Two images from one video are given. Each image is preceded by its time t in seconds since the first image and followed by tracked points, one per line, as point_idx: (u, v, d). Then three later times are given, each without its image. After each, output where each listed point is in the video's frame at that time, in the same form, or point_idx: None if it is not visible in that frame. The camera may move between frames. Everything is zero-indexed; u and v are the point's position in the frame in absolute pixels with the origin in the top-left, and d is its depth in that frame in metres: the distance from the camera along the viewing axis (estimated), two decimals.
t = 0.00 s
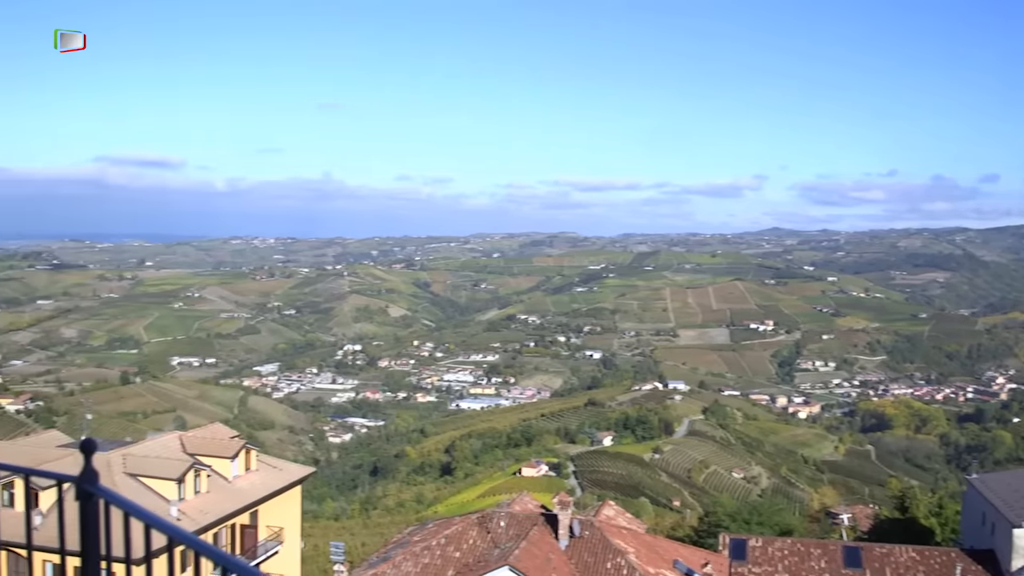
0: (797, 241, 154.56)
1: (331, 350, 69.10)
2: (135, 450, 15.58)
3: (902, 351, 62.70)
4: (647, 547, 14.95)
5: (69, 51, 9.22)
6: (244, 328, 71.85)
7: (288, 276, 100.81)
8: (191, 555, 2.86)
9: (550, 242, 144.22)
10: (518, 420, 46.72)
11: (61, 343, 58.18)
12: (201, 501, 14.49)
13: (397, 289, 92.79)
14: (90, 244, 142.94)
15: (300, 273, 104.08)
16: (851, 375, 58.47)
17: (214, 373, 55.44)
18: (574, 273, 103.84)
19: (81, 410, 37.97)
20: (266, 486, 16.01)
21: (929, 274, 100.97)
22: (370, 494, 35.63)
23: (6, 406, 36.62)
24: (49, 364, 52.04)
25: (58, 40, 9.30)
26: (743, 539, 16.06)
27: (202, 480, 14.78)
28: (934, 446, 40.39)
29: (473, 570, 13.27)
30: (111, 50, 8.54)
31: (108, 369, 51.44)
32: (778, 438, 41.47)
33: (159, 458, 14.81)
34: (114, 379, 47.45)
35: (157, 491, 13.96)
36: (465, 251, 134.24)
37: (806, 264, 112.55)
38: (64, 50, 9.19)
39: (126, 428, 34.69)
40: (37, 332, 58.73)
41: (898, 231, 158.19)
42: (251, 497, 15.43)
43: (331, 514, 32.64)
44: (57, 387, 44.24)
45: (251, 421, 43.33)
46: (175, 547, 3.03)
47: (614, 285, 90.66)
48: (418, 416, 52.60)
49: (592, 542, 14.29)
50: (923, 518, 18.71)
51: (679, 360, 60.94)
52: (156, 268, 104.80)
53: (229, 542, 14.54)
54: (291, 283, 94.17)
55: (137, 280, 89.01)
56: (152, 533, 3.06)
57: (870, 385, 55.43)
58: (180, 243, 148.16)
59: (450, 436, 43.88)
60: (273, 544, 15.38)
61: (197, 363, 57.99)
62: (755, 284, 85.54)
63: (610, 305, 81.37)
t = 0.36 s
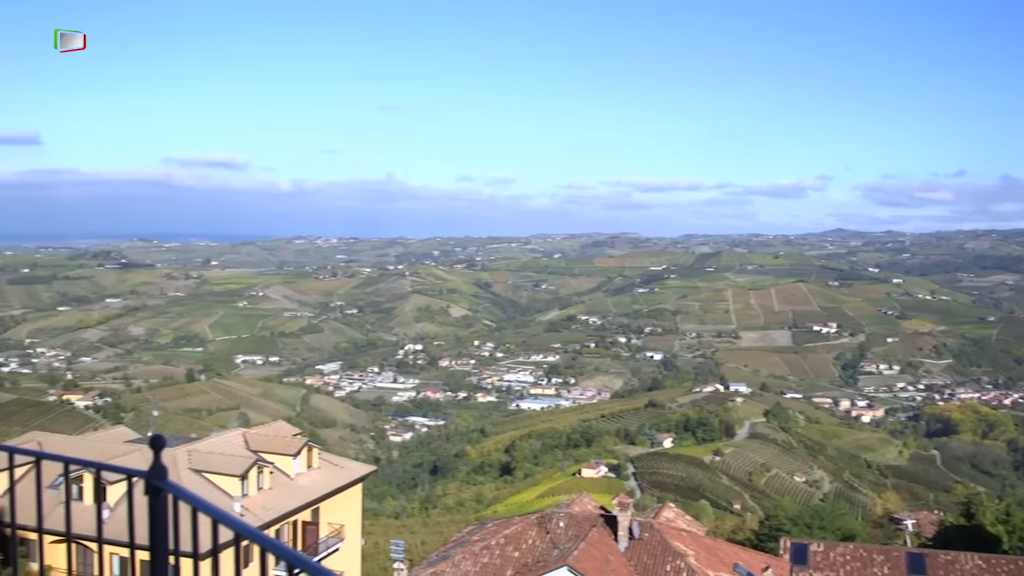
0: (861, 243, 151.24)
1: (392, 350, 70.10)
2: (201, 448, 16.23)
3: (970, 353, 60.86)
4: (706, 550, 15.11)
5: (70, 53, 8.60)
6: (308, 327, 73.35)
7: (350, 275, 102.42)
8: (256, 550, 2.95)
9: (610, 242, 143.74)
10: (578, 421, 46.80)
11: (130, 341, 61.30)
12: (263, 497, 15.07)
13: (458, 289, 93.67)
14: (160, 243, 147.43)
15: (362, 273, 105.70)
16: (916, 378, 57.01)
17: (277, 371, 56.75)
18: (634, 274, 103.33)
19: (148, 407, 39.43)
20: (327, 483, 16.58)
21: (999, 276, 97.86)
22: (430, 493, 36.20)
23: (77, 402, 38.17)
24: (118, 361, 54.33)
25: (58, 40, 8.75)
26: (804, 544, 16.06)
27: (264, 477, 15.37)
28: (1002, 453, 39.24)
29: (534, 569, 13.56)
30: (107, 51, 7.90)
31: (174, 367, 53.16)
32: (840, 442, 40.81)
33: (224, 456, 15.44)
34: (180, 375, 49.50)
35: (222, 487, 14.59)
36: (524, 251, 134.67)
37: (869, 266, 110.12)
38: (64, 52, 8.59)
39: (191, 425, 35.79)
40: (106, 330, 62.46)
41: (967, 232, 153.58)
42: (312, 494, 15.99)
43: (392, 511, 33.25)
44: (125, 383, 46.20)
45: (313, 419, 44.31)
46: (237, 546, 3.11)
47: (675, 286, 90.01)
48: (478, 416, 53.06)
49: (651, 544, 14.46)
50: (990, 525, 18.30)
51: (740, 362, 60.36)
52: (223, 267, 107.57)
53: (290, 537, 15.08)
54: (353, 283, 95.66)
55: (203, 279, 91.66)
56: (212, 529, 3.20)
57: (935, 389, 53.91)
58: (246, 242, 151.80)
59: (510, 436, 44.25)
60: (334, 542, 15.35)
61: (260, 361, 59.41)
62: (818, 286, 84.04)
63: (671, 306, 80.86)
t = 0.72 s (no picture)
0: (930, 244, 147.53)
1: (455, 349, 70.93)
2: (268, 445, 16.97)
3: None
4: (770, 554, 15.22)
5: (68, 51, 7.89)
6: (371, 326, 74.67)
7: (414, 275, 103.83)
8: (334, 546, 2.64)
9: (673, 243, 142.79)
10: (639, 422, 46.77)
11: (196, 339, 63.45)
12: (327, 494, 15.64)
13: (521, 289, 94.19)
14: (228, 242, 151.90)
15: (425, 273, 107.05)
16: (987, 382, 55.18)
17: (341, 369, 57.93)
18: (697, 275, 102.43)
19: (214, 404, 40.82)
20: (389, 481, 17.14)
21: None
22: (491, 492, 36.69)
23: (147, 398, 39.71)
24: (186, 358, 56.21)
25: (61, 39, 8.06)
26: (870, 549, 15.99)
27: (328, 474, 15.95)
28: None
29: (595, 569, 13.89)
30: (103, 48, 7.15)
31: (240, 364, 54.69)
32: (906, 446, 39.97)
33: (290, 454, 16.08)
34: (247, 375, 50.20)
35: (288, 484, 15.21)
36: (586, 252, 134.58)
37: (939, 268, 107.14)
38: (64, 51, 7.90)
39: (256, 422, 36.90)
40: (174, 328, 65.46)
41: None
42: (374, 492, 16.51)
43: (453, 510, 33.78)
44: (193, 380, 47.91)
45: (377, 418, 45.11)
46: (307, 540, 2.90)
47: (739, 287, 89.09)
48: (540, 416, 53.36)
49: (713, 547, 14.66)
50: None
51: (805, 364, 59.51)
52: (289, 267, 110.03)
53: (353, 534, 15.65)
54: (416, 283, 96.93)
55: (269, 278, 94.03)
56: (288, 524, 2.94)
57: (1006, 393, 52.03)
58: (311, 242, 155.17)
59: (572, 436, 44.49)
60: (395, 539, 15.98)
61: (325, 359, 60.71)
62: (884, 287, 82.12)
63: (734, 308, 80.01)
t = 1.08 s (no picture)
0: (1005, 245, 142.80)
1: (518, 349, 71.43)
2: (333, 443, 17.74)
3: None
4: (836, 559, 15.30)
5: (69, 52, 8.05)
6: (436, 326, 75.68)
7: (478, 275, 104.79)
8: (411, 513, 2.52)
9: (738, 244, 140.96)
10: (703, 424, 46.59)
11: (264, 337, 65.21)
12: (390, 492, 16.24)
13: (585, 289, 94.17)
14: (297, 243, 155.35)
15: (489, 273, 107.93)
16: None
17: (405, 369, 58.89)
18: (762, 276, 100.98)
19: (280, 402, 42.07)
20: (450, 480, 17.76)
21: None
22: (554, 493, 37.07)
23: (215, 395, 41.10)
24: (252, 356, 57.86)
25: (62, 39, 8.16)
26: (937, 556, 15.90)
27: (392, 472, 16.53)
28: None
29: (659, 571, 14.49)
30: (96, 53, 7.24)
31: (306, 362, 56.07)
32: (976, 452, 38.91)
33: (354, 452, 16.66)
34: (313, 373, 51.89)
35: (353, 481, 15.82)
36: (650, 253, 133.80)
37: (1016, 268, 103.45)
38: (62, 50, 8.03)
39: (321, 420, 37.90)
40: (242, 327, 67.61)
41: None
42: (436, 490, 17.14)
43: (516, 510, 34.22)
44: (259, 378, 49.38)
45: (440, 417, 45.76)
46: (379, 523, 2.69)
47: (806, 288, 87.48)
48: (603, 417, 53.44)
49: (777, 551, 14.99)
50: None
51: (873, 368, 58.35)
52: (355, 266, 112.00)
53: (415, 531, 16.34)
54: (480, 283, 97.76)
55: (335, 278, 95.95)
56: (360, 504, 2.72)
57: None
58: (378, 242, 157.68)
59: (636, 438, 44.54)
60: (457, 538, 16.74)
61: (389, 359, 61.79)
62: (956, 289, 79.70)
63: (800, 309, 78.73)
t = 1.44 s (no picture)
0: None
1: (583, 350, 71.73)
2: (400, 441, 18.53)
3: None
4: (903, 565, 15.42)
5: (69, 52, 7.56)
6: (501, 326, 76.45)
7: (542, 276, 105.33)
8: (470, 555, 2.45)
9: (806, 246, 138.62)
10: (768, 427, 46.27)
11: (330, 335, 66.85)
12: (454, 491, 16.80)
13: (650, 291, 93.78)
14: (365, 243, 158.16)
15: (553, 274, 108.40)
16: None
17: (470, 368, 59.74)
18: (830, 278, 99.03)
19: (345, 400, 43.23)
20: (515, 481, 18.36)
21: None
22: (617, 494, 37.43)
23: (282, 393, 42.42)
24: (319, 354, 59.39)
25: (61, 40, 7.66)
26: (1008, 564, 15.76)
27: (456, 471, 17.11)
28: None
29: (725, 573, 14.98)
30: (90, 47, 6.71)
31: (371, 361, 57.35)
32: None
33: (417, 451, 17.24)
34: (378, 370, 53.58)
35: (418, 479, 16.41)
36: (716, 254, 132.38)
37: None
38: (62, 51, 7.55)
39: (386, 418, 38.87)
40: (309, 326, 69.42)
41: None
42: (500, 490, 17.70)
43: (579, 511, 34.64)
44: (325, 376, 50.76)
45: (504, 417, 46.38)
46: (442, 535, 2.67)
47: (874, 291, 85.52)
48: (668, 419, 53.36)
49: (843, 557, 15.27)
50: None
51: (943, 371, 56.95)
52: (421, 266, 113.62)
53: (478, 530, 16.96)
54: (545, 283, 98.22)
55: (400, 278, 97.47)
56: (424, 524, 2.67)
57: None
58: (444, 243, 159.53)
59: (700, 440, 44.52)
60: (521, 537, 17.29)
61: (454, 359, 62.71)
62: None
63: (869, 312, 77.10)
